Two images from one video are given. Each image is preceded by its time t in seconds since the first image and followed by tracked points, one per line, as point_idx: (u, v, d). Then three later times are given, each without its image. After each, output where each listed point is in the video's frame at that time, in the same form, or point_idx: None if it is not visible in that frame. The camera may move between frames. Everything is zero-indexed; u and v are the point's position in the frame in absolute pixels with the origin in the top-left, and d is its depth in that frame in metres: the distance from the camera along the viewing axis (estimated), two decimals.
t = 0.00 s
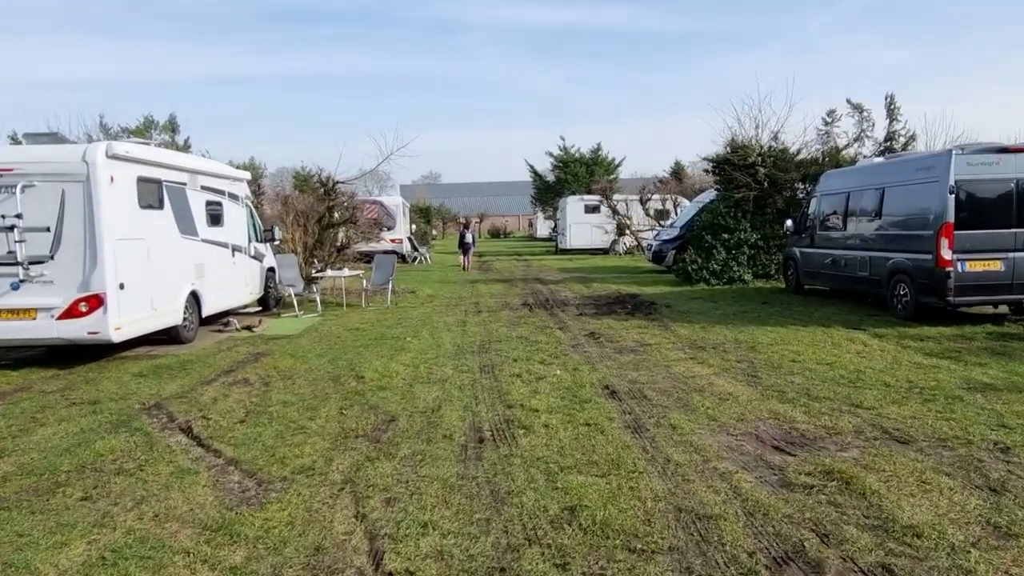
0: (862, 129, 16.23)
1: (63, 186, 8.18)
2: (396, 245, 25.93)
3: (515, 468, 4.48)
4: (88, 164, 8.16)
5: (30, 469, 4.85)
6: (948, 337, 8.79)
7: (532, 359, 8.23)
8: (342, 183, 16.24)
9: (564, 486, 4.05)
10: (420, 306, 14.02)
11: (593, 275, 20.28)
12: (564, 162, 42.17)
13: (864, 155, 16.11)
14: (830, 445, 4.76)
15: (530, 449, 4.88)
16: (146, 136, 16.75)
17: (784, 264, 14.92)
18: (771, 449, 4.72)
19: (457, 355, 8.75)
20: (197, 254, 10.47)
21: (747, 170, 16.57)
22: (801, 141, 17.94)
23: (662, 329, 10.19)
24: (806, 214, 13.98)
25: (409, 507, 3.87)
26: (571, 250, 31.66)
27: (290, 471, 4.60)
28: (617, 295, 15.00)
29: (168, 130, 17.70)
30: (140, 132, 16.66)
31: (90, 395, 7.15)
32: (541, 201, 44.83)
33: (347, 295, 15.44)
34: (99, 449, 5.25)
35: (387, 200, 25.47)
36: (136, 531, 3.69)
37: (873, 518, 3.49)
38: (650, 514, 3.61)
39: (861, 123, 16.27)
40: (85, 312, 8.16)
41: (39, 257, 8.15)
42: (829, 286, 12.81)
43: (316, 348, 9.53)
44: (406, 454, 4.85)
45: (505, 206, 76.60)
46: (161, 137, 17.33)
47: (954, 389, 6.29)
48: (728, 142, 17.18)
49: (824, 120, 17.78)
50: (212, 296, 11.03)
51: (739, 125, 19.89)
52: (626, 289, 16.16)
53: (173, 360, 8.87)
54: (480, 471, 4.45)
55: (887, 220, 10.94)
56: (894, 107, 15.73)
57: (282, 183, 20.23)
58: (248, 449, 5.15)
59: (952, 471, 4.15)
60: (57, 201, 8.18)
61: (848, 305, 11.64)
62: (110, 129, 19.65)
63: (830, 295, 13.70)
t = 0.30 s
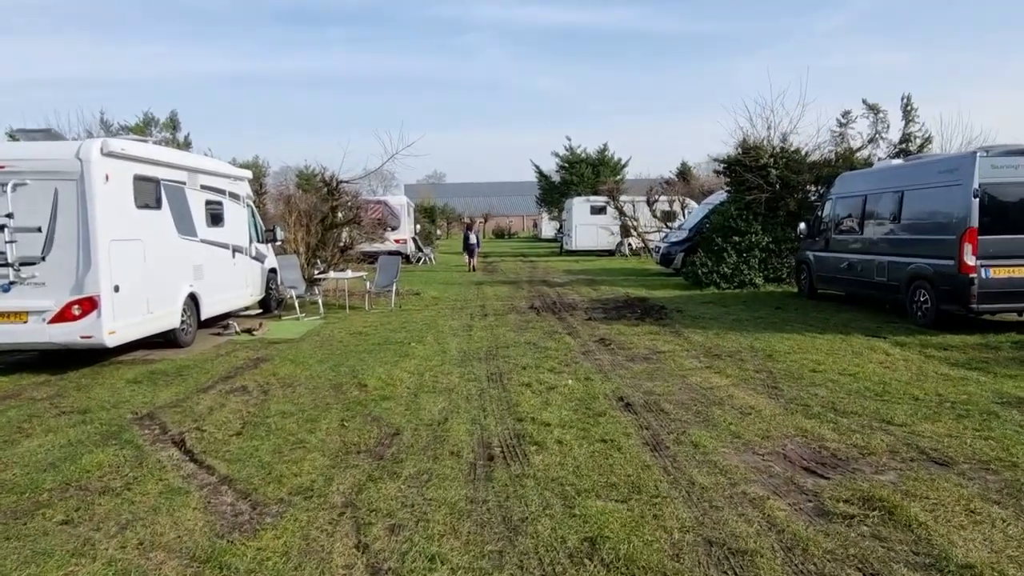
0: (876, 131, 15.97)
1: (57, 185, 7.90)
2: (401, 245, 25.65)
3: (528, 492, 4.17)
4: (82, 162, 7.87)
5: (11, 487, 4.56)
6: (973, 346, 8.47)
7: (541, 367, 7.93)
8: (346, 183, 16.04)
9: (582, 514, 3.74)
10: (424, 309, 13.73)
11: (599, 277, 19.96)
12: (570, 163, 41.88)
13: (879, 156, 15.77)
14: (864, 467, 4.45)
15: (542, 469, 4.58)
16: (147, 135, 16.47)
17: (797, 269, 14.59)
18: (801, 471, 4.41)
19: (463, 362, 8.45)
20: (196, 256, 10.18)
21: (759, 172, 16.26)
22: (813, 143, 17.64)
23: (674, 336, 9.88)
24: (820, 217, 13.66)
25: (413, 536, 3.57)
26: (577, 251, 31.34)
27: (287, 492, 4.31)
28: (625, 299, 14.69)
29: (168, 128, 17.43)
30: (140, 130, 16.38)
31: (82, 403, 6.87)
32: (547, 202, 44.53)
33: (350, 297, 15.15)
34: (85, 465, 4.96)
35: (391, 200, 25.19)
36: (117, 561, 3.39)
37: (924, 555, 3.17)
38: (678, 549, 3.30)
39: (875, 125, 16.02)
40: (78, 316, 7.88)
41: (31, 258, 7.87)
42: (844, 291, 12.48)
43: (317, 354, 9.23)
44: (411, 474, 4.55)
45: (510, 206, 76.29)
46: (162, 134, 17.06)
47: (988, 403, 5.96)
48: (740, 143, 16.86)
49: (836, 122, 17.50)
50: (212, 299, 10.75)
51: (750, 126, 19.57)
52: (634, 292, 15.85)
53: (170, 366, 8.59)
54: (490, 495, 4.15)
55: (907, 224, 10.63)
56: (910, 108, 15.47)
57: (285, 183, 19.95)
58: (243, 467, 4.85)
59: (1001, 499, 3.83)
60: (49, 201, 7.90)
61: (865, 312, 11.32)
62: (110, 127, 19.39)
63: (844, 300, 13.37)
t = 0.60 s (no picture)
0: (888, 130, 15.69)
1: (48, 181, 7.62)
2: (402, 246, 25.37)
3: (544, 510, 3.88)
4: (74, 158, 7.59)
5: None
6: (997, 351, 8.17)
7: (550, 372, 7.63)
8: (347, 182, 15.75)
9: (604, 537, 3.46)
10: (427, 310, 13.44)
11: (604, 279, 19.66)
12: (573, 163, 41.62)
13: (891, 156, 15.48)
14: (903, 484, 4.15)
15: (557, 484, 4.29)
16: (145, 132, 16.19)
17: (808, 271, 14.30)
18: (836, 488, 4.11)
19: (469, 366, 8.15)
20: (193, 255, 9.90)
21: (768, 172, 15.97)
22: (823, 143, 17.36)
23: (685, 339, 9.59)
24: (833, 218, 13.36)
25: (422, 562, 3.28)
26: (580, 253, 31.05)
27: (284, 508, 4.02)
28: (632, 301, 14.40)
29: (168, 126, 17.15)
30: (139, 127, 16.10)
31: (71, 408, 6.58)
32: (549, 202, 44.24)
33: (351, 298, 14.85)
34: (70, 477, 4.67)
35: (393, 200, 24.91)
36: None
37: None
38: None
39: (887, 124, 15.73)
40: (69, 317, 7.60)
41: (21, 257, 7.59)
42: (858, 294, 12.17)
43: (317, 357, 8.94)
44: (417, 489, 4.27)
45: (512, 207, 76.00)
46: (161, 132, 16.78)
47: None
48: (748, 143, 16.58)
49: (846, 122, 17.23)
50: (210, 300, 10.47)
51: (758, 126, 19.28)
52: (641, 294, 15.56)
53: (165, 369, 8.30)
54: (503, 513, 3.86)
55: (924, 225, 10.34)
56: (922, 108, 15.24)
57: (286, 182, 19.67)
58: (238, 479, 4.56)
59: None
60: (40, 197, 7.62)
61: (880, 315, 11.02)
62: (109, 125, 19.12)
63: (857, 303, 13.07)
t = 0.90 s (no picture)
0: (897, 127, 15.42)
1: (35, 178, 7.32)
2: (401, 244, 25.07)
3: (559, 535, 3.60)
4: (62, 154, 7.29)
5: None
6: (1019, 356, 7.89)
7: (557, 377, 7.34)
8: (346, 180, 15.46)
9: (628, 568, 3.18)
10: (428, 311, 13.16)
11: (607, 278, 19.38)
12: (574, 161, 41.32)
13: (900, 154, 15.22)
14: (945, 506, 3.87)
15: (571, 504, 4.01)
16: (140, 128, 15.87)
17: (816, 271, 14.04)
18: (871, 511, 3.84)
19: (472, 370, 7.86)
20: (187, 255, 9.61)
21: (775, 170, 15.67)
22: (830, 141, 17.08)
23: (695, 343, 9.30)
24: (842, 217, 13.09)
25: None
26: (581, 251, 30.78)
27: (279, 532, 3.73)
28: (636, 301, 14.12)
29: (163, 121, 16.83)
30: (133, 123, 15.78)
31: (57, 416, 6.29)
32: (549, 200, 43.94)
33: (350, 298, 14.55)
34: (51, 494, 4.37)
35: (393, 198, 24.62)
36: None
37: None
38: None
39: (896, 121, 15.45)
40: (57, 320, 7.31)
41: (7, 257, 7.31)
42: (869, 295, 11.91)
43: (316, 360, 8.65)
44: (422, 510, 3.98)
45: (511, 205, 75.68)
46: (156, 128, 16.46)
47: None
48: (754, 140, 16.30)
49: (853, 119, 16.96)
50: (205, 301, 10.17)
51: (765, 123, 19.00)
52: (645, 295, 15.27)
53: (158, 373, 8.01)
54: (515, 538, 3.58)
55: (940, 225, 10.07)
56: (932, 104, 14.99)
57: (284, 179, 19.36)
58: (230, 498, 4.27)
59: None
60: (27, 195, 7.32)
61: (893, 318, 10.75)
62: (103, 121, 18.80)
63: (867, 304, 12.80)
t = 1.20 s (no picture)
0: (906, 123, 15.34)
1: (20, 175, 7.04)
2: (401, 244, 24.80)
3: (573, 557, 3.31)
4: (47, 151, 7.01)
5: None
6: None
7: (563, 381, 7.07)
8: (345, 179, 15.17)
9: None
10: (429, 311, 12.89)
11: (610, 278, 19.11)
12: (575, 159, 41.05)
13: (909, 151, 14.95)
14: (988, 522, 3.60)
15: (584, 520, 3.73)
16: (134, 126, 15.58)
17: (824, 269, 13.75)
18: (909, 528, 3.56)
19: (475, 374, 7.58)
20: (181, 255, 9.33)
21: (781, 166, 15.44)
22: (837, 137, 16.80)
23: (704, 344, 9.02)
24: (851, 214, 12.81)
25: None
26: (582, 251, 30.50)
27: (270, 553, 3.45)
28: (641, 301, 13.84)
29: (157, 120, 16.53)
30: (128, 121, 15.49)
31: (42, 423, 6.01)
32: (550, 199, 43.67)
33: (349, 298, 14.26)
34: (27, 510, 4.09)
35: (392, 197, 24.34)
36: None
37: None
38: None
39: (906, 117, 15.34)
40: (44, 323, 7.03)
41: None
42: (880, 293, 11.63)
43: (313, 364, 8.38)
44: (425, 527, 3.71)
45: (512, 204, 75.39)
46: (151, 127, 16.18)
47: None
48: (760, 137, 16.02)
49: (860, 115, 16.68)
50: (199, 302, 9.90)
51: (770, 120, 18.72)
52: (650, 294, 15.00)
53: (150, 378, 7.74)
54: (525, 560, 3.30)
55: (955, 221, 9.79)
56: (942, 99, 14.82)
57: (282, 178, 19.07)
58: (219, 514, 4.00)
59: None
60: (12, 193, 7.05)
61: (906, 317, 10.48)
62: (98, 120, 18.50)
63: (878, 303, 12.53)
